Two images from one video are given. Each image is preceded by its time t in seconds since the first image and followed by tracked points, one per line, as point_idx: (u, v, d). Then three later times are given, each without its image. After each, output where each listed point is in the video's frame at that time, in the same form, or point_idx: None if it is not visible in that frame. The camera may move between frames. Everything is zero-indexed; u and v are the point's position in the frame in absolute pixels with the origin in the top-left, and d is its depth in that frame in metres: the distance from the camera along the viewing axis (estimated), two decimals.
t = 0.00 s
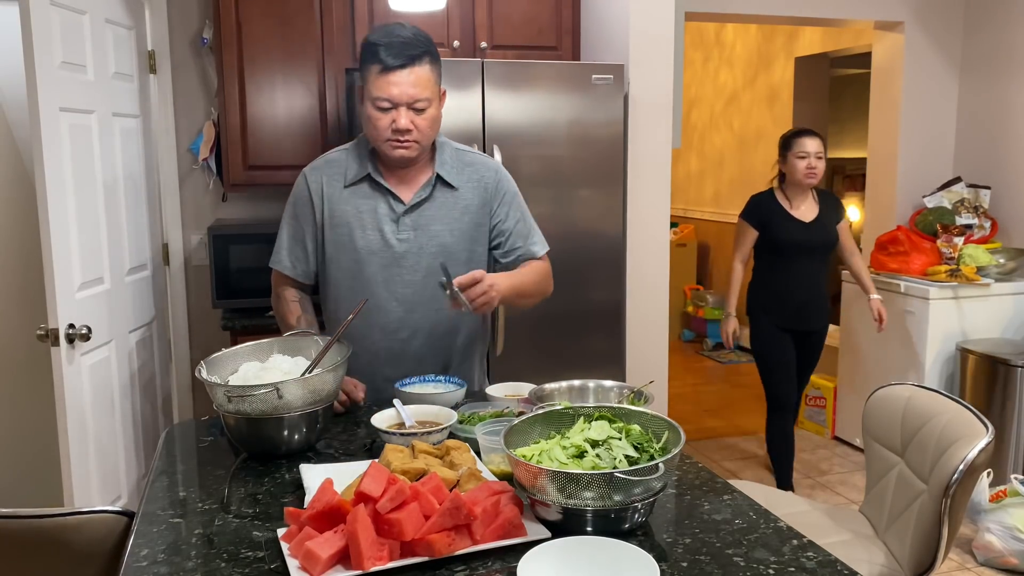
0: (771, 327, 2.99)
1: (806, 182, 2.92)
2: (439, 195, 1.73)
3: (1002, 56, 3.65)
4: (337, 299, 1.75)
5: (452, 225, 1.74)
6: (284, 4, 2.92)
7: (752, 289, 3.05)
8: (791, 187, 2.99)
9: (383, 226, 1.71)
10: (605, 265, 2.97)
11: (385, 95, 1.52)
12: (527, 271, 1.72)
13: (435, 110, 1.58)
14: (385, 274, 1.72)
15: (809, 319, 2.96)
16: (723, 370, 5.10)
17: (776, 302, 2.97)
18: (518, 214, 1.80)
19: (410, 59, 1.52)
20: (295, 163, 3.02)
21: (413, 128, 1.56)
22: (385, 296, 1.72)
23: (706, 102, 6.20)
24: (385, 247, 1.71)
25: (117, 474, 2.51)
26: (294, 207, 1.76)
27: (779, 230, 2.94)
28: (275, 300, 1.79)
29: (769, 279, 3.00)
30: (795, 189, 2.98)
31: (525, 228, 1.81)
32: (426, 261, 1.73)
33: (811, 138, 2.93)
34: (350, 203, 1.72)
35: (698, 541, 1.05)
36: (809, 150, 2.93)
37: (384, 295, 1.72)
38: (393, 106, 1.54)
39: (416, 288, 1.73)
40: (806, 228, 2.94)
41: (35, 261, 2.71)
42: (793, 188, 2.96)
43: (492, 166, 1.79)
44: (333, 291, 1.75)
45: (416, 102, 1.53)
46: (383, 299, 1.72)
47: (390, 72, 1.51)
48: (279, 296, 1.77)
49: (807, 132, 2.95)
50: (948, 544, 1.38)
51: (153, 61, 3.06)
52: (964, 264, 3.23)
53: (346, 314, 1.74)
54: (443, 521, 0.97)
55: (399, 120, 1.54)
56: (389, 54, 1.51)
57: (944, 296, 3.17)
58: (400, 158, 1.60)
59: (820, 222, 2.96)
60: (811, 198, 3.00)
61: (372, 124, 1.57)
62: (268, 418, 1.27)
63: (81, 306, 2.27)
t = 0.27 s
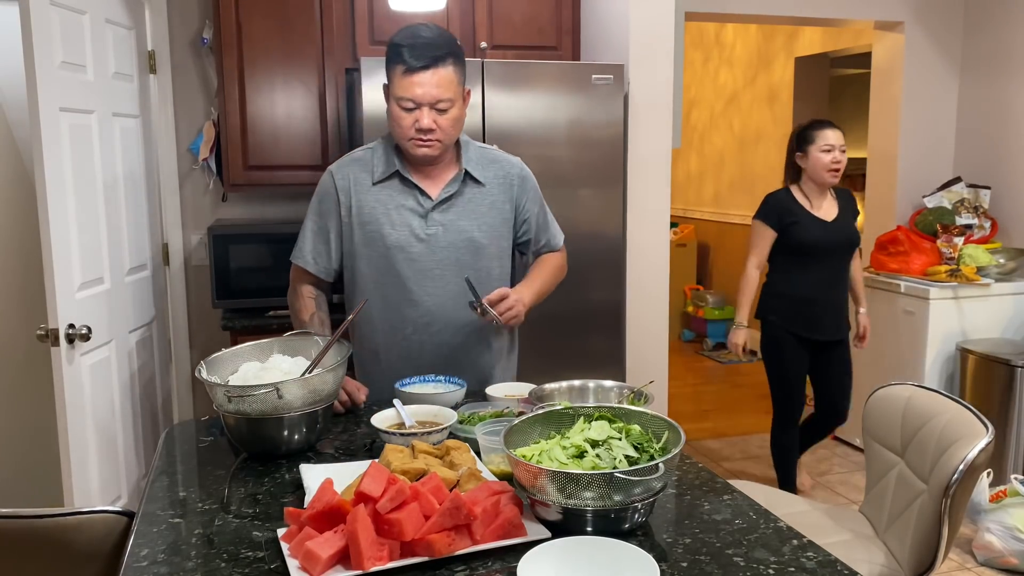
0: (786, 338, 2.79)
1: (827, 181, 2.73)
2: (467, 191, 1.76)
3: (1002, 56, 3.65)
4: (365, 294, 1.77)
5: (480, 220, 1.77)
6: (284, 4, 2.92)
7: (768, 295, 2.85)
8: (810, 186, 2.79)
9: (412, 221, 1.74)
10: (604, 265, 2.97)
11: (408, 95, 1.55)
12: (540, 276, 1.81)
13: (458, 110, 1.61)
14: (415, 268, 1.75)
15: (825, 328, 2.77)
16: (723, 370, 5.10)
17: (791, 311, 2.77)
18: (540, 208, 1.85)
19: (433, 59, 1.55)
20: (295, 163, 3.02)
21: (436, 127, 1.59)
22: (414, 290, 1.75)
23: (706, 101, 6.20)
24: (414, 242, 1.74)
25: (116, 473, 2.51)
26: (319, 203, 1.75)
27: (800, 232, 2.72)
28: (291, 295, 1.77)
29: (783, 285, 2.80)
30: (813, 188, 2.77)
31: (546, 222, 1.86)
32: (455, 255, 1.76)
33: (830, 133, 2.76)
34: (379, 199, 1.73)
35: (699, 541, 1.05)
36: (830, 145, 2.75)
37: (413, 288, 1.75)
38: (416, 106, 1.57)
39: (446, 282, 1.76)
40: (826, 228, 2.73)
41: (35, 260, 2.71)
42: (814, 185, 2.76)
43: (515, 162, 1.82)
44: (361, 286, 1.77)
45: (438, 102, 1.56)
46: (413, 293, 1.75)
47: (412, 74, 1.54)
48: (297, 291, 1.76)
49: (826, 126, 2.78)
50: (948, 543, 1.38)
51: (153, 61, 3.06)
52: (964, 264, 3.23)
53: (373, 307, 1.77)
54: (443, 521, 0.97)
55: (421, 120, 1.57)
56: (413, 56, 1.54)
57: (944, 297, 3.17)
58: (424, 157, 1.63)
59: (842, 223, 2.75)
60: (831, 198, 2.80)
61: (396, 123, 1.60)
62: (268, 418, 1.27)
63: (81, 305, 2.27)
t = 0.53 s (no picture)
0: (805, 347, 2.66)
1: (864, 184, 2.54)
2: (484, 190, 1.77)
3: (1003, 56, 3.65)
4: (382, 290, 1.77)
5: (497, 218, 1.78)
6: (284, 4, 2.93)
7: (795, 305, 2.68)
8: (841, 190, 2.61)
9: (430, 219, 1.75)
10: (604, 265, 2.97)
11: (426, 95, 1.55)
12: (551, 280, 1.81)
13: (475, 110, 1.61)
14: (433, 266, 1.75)
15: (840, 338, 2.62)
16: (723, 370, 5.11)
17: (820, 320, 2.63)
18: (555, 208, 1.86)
19: (451, 60, 1.55)
20: (295, 163, 3.02)
21: (452, 127, 1.60)
22: (432, 288, 1.76)
23: (706, 101, 6.20)
24: (433, 240, 1.75)
25: (116, 474, 2.51)
26: (338, 201, 1.75)
27: (835, 240, 2.56)
28: (304, 291, 1.75)
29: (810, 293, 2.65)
30: (846, 192, 2.60)
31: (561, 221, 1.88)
32: (472, 253, 1.77)
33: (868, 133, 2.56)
34: (397, 197, 1.73)
35: (698, 541, 1.05)
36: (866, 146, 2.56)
37: (431, 286, 1.76)
38: (433, 105, 1.57)
39: (463, 279, 1.77)
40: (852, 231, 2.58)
41: (34, 260, 2.71)
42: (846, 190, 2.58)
43: (532, 161, 1.83)
44: (378, 283, 1.77)
45: (455, 102, 1.57)
46: (431, 290, 1.76)
47: (429, 74, 1.54)
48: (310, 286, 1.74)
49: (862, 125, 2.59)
50: (948, 543, 1.38)
51: (153, 61, 3.06)
52: (964, 264, 3.23)
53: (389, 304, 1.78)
54: (443, 521, 0.97)
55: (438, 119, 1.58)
56: (430, 56, 1.54)
57: (944, 297, 3.17)
58: (440, 156, 1.64)
59: (875, 230, 2.60)
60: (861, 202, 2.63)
61: (414, 123, 1.60)
62: (268, 418, 1.27)
63: (81, 306, 2.27)
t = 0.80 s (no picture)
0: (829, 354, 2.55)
1: (914, 188, 2.39)
2: (490, 190, 1.77)
3: (1003, 56, 3.65)
4: (386, 289, 1.77)
5: (503, 219, 1.78)
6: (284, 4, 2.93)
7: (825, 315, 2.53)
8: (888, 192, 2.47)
9: (436, 218, 1.74)
10: (604, 265, 2.98)
11: (434, 93, 1.55)
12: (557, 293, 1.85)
13: (483, 111, 1.61)
14: (438, 265, 1.75)
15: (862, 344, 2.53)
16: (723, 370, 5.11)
17: (869, 331, 2.50)
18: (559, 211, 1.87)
19: (461, 60, 1.55)
20: (296, 163, 3.02)
21: (460, 127, 1.60)
22: (437, 287, 1.76)
23: (706, 101, 6.20)
24: (438, 239, 1.75)
25: (116, 474, 2.51)
26: (345, 198, 1.75)
27: (879, 244, 2.42)
28: (310, 288, 1.74)
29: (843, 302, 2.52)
30: (893, 195, 2.46)
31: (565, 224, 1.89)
32: (477, 253, 1.77)
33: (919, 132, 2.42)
34: (404, 195, 1.73)
35: (698, 541, 1.05)
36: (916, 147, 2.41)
37: (436, 285, 1.76)
38: (442, 104, 1.57)
39: (468, 280, 1.77)
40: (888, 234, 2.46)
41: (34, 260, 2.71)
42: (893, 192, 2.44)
43: (538, 164, 1.84)
44: (382, 281, 1.77)
45: (464, 102, 1.57)
46: (436, 290, 1.76)
47: (437, 73, 1.55)
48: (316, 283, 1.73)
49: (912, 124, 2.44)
50: (948, 544, 1.38)
51: (153, 62, 3.06)
52: (964, 264, 3.23)
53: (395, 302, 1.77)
54: (443, 521, 0.97)
55: (447, 118, 1.58)
56: (441, 54, 1.54)
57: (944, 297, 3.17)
58: (447, 155, 1.64)
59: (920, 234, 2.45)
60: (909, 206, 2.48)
61: (422, 121, 1.60)
62: (268, 418, 1.27)
63: (81, 306, 2.27)
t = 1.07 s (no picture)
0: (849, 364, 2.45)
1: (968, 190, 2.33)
2: (487, 191, 1.77)
3: (1003, 56, 3.64)
4: (382, 289, 1.77)
5: (499, 220, 1.78)
6: (284, 4, 2.93)
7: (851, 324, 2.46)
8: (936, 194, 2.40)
9: (431, 219, 1.74)
10: (604, 265, 2.98)
11: (434, 101, 1.55)
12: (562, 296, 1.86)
13: (482, 116, 1.61)
14: (434, 266, 1.75)
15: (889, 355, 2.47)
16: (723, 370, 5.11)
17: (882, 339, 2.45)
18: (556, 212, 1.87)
19: (461, 68, 1.54)
20: (296, 163, 3.02)
21: (460, 133, 1.60)
22: (432, 288, 1.76)
23: (706, 101, 6.20)
24: (433, 240, 1.74)
25: (116, 474, 2.51)
26: (340, 198, 1.75)
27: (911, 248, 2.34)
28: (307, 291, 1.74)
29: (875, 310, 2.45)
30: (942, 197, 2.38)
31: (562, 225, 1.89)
32: (473, 254, 1.77)
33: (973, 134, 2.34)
34: (400, 196, 1.73)
35: (698, 541, 1.05)
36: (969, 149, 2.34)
37: (432, 286, 1.76)
38: (442, 111, 1.57)
39: (464, 281, 1.77)
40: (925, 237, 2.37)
41: (34, 260, 2.71)
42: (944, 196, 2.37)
43: (535, 165, 1.84)
44: (378, 281, 1.77)
45: (464, 109, 1.57)
46: (431, 291, 1.76)
47: (436, 79, 1.54)
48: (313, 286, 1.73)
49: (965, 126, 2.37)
50: (948, 544, 1.38)
51: (153, 61, 3.06)
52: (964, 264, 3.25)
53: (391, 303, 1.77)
54: (443, 521, 0.97)
55: (447, 125, 1.58)
56: (439, 61, 1.53)
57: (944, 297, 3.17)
58: (447, 161, 1.65)
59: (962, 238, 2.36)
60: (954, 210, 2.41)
61: (420, 127, 1.60)
62: (268, 418, 1.27)
63: (81, 306, 2.27)
